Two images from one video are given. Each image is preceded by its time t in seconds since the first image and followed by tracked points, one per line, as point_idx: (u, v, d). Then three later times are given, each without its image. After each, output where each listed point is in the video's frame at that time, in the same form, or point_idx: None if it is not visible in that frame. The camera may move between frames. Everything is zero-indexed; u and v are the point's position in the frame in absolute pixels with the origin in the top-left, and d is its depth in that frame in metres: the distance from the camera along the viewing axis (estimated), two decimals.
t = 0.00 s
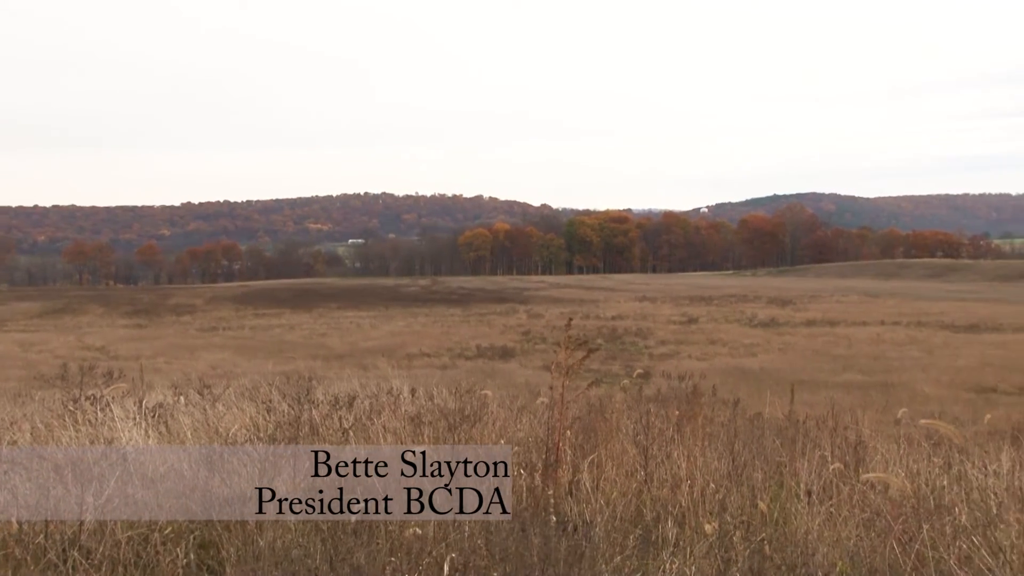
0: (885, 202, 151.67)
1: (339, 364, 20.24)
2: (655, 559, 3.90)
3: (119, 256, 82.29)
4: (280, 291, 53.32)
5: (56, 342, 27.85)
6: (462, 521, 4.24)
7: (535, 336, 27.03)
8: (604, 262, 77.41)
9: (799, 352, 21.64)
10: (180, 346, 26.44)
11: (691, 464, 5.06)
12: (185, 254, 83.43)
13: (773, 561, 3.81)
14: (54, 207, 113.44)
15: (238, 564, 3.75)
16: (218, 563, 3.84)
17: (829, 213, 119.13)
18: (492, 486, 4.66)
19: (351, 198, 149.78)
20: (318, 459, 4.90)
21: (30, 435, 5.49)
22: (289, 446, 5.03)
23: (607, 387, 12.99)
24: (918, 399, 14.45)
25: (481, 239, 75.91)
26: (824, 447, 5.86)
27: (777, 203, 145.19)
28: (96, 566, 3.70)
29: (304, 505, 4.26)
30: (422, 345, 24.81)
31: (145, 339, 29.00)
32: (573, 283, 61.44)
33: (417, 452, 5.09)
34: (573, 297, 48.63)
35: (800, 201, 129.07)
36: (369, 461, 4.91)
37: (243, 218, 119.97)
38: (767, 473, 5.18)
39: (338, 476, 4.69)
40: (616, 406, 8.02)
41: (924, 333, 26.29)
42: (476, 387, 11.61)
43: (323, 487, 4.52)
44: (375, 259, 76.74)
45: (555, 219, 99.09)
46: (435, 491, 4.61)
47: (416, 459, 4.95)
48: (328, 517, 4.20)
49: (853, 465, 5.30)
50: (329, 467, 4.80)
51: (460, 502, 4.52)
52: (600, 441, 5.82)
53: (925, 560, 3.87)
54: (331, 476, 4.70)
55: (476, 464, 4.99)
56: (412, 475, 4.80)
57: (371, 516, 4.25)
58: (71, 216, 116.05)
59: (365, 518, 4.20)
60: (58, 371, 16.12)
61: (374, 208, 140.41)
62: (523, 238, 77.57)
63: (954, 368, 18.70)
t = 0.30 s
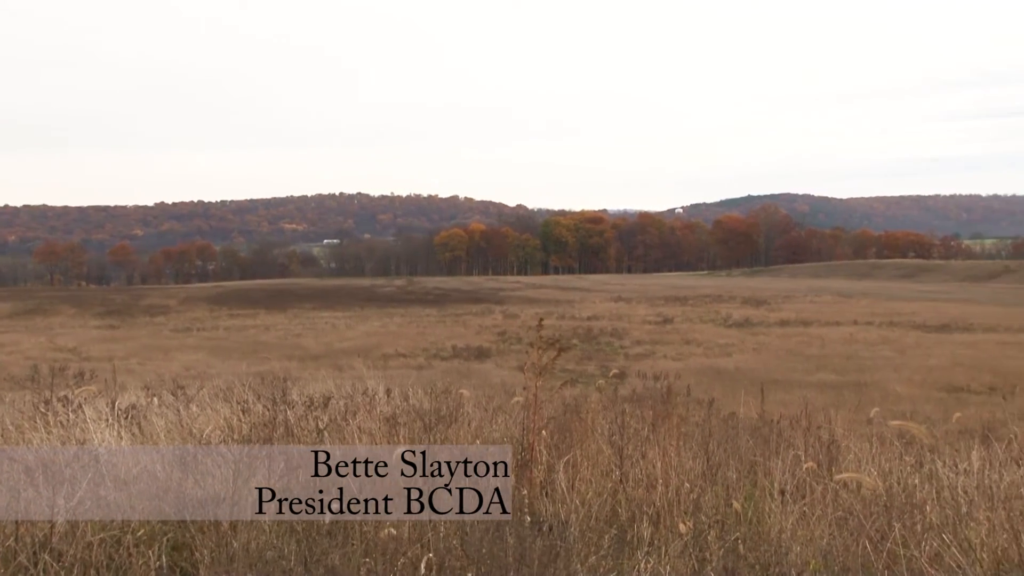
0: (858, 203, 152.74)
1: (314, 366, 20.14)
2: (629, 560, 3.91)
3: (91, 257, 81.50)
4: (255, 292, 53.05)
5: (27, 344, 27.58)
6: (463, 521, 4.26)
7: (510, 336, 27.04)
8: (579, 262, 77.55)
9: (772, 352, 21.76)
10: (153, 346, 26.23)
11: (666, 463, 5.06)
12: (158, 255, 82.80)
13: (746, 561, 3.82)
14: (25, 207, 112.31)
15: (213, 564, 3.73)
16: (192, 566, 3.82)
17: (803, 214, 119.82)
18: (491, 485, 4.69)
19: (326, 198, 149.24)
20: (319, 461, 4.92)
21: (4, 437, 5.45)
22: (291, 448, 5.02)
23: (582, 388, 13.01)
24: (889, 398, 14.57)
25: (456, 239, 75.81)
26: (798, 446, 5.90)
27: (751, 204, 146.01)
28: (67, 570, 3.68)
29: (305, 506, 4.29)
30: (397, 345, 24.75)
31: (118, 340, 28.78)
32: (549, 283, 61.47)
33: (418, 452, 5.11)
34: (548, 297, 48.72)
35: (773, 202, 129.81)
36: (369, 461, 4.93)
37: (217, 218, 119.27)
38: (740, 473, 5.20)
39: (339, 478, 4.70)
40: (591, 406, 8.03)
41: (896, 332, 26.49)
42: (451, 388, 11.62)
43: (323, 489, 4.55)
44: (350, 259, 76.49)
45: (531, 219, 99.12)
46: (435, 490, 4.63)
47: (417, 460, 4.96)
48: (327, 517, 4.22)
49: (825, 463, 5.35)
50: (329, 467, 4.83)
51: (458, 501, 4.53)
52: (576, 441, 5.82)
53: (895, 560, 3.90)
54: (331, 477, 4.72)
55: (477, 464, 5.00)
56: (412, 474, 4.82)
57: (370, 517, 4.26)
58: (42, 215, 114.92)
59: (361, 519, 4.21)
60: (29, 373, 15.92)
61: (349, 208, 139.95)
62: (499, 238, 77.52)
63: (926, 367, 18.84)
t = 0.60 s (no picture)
0: (828, 203, 153.82)
1: (285, 366, 20.02)
2: (602, 559, 3.91)
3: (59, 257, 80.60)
4: (225, 292, 52.70)
5: None
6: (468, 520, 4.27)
7: (482, 336, 27.00)
8: (551, 262, 77.64)
9: (743, 352, 21.85)
10: (122, 348, 25.98)
11: (636, 463, 5.06)
12: (128, 256, 82.03)
13: (715, 560, 3.83)
14: None
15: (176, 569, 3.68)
16: (161, 569, 3.78)
17: (773, 215, 120.52)
18: (492, 486, 4.70)
19: (298, 198, 148.50)
20: (318, 461, 4.91)
21: None
22: (289, 449, 5.03)
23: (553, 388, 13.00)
24: (859, 397, 14.70)
25: (429, 239, 75.62)
26: (768, 445, 5.93)
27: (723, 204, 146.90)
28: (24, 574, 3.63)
29: (305, 506, 4.30)
30: (369, 346, 24.66)
31: (86, 341, 28.49)
32: (522, 284, 61.44)
33: (417, 452, 5.10)
34: (520, 298, 48.79)
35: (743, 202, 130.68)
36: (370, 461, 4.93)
37: (187, 218, 118.43)
38: (712, 473, 5.22)
39: (337, 478, 4.70)
40: (563, 407, 8.02)
41: (866, 332, 26.66)
42: (421, 387, 11.59)
43: (323, 488, 4.54)
44: (322, 259, 76.24)
45: (503, 219, 99.11)
46: (435, 490, 4.61)
47: (416, 460, 4.98)
48: (329, 517, 4.21)
49: (795, 463, 5.38)
50: (329, 467, 4.82)
51: (456, 502, 4.53)
52: (547, 442, 5.80)
53: (863, 557, 3.93)
54: (331, 477, 4.72)
55: (477, 464, 4.99)
56: (412, 475, 4.82)
57: (370, 517, 4.25)
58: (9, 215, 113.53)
59: (350, 519, 4.20)
60: None
61: (321, 208, 139.48)
62: (471, 239, 77.39)
63: (895, 367, 18.98)
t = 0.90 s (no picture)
0: (800, 204, 154.75)
1: (258, 367, 19.89)
2: (575, 559, 3.92)
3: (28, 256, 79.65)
4: (198, 293, 52.32)
5: None
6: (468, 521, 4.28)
7: (456, 337, 26.95)
8: (526, 262, 77.58)
9: (717, 352, 21.93)
10: (93, 349, 25.73)
11: (613, 464, 5.08)
12: (98, 256, 81.22)
13: (688, 560, 3.84)
14: None
15: (152, 570, 3.66)
16: (133, 571, 3.74)
17: (746, 215, 121.05)
18: (491, 486, 4.70)
19: (271, 198, 147.73)
20: (318, 460, 4.93)
21: None
22: (282, 451, 5.02)
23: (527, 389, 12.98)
24: (830, 397, 14.78)
25: (403, 239, 75.35)
26: (742, 444, 5.96)
27: (696, 205, 147.67)
28: None
29: (304, 506, 4.32)
30: (343, 347, 24.57)
31: (56, 342, 28.18)
32: (497, 284, 61.36)
33: (417, 453, 5.11)
34: (494, 298, 48.76)
35: (715, 202, 131.26)
36: (370, 460, 4.94)
37: (159, 217, 117.48)
38: (687, 472, 5.23)
39: (335, 476, 4.69)
40: (539, 407, 8.05)
41: (838, 332, 26.81)
42: (396, 388, 11.55)
43: (324, 489, 4.56)
44: (295, 258, 75.93)
45: (477, 220, 98.99)
46: (435, 490, 4.60)
47: (417, 460, 4.98)
48: (327, 516, 4.22)
49: (769, 462, 5.41)
50: (329, 466, 4.84)
51: (454, 502, 4.53)
52: (523, 442, 5.81)
53: (836, 556, 3.96)
54: (331, 476, 4.75)
55: (475, 463, 4.99)
56: (413, 474, 4.83)
57: (370, 516, 4.26)
58: None
59: (350, 519, 4.19)
60: None
61: (295, 208, 138.76)
62: (446, 239, 77.16)
63: (867, 367, 19.11)
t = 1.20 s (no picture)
0: (772, 204, 155.63)
1: (230, 368, 19.78)
2: (549, 559, 3.91)
3: None
4: (170, 294, 51.97)
5: None
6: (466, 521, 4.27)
7: (430, 337, 26.89)
8: (500, 262, 77.53)
9: (690, 352, 21.99)
10: (63, 350, 25.50)
11: (585, 463, 5.08)
12: (68, 256, 80.43)
13: (660, 558, 3.83)
14: None
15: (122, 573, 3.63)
16: (103, 574, 3.71)
17: (718, 215, 121.57)
18: (492, 485, 4.68)
19: (243, 198, 146.97)
20: (318, 462, 4.94)
21: None
22: (278, 453, 5.02)
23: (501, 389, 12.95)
24: (802, 396, 14.84)
25: (376, 239, 75.10)
26: (714, 445, 5.96)
27: (668, 205, 148.13)
28: None
29: (305, 506, 4.32)
30: (316, 347, 24.49)
31: (25, 343, 27.92)
32: (471, 284, 61.30)
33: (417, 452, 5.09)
34: (468, 298, 48.77)
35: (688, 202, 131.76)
36: (369, 462, 4.93)
37: (130, 217, 116.61)
38: (660, 472, 5.24)
39: (338, 481, 4.67)
40: (511, 408, 8.05)
41: (810, 332, 26.95)
42: (370, 389, 11.50)
43: (324, 490, 4.55)
44: (268, 259, 75.49)
45: (451, 220, 98.87)
46: (436, 489, 4.58)
47: (417, 460, 4.94)
48: (324, 517, 4.21)
49: (741, 461, 5.43)
50: (329, 468, 4.85)
51: (455, 502, 4.50)
52: (495, 442, 5.80)
53: (807, 554, 3.98)
54: (330, 478, 4.74)
55: (475, 464, 4.97)
56: (414, 475, 4.79)
57: (370, 517, 4.23)
58: None
59: (350, 520, 4.17)
60: None
61: (267, 208, 138.15)
62: (419, 239, 76.97)
63: (839, 366, 19.21)
